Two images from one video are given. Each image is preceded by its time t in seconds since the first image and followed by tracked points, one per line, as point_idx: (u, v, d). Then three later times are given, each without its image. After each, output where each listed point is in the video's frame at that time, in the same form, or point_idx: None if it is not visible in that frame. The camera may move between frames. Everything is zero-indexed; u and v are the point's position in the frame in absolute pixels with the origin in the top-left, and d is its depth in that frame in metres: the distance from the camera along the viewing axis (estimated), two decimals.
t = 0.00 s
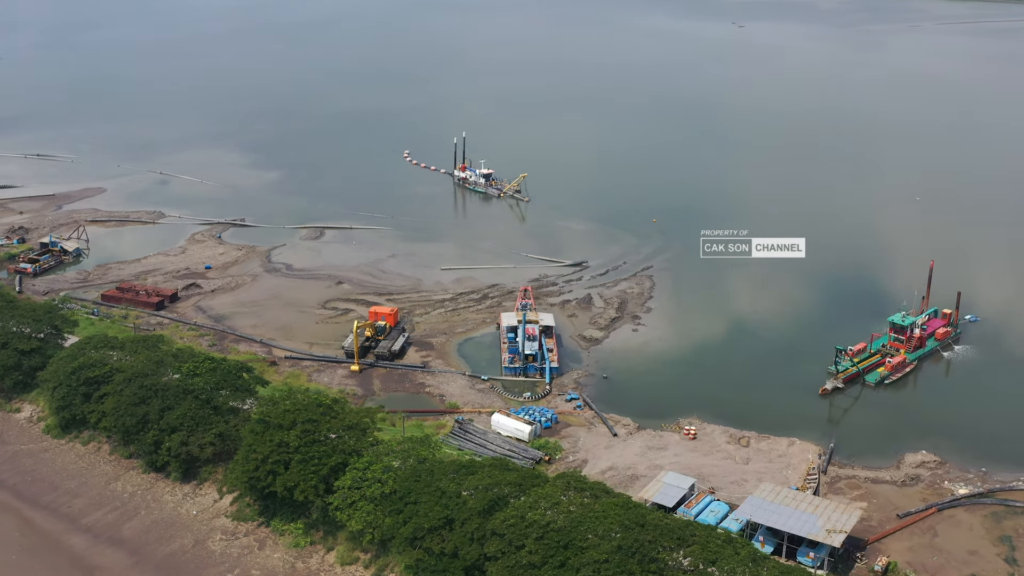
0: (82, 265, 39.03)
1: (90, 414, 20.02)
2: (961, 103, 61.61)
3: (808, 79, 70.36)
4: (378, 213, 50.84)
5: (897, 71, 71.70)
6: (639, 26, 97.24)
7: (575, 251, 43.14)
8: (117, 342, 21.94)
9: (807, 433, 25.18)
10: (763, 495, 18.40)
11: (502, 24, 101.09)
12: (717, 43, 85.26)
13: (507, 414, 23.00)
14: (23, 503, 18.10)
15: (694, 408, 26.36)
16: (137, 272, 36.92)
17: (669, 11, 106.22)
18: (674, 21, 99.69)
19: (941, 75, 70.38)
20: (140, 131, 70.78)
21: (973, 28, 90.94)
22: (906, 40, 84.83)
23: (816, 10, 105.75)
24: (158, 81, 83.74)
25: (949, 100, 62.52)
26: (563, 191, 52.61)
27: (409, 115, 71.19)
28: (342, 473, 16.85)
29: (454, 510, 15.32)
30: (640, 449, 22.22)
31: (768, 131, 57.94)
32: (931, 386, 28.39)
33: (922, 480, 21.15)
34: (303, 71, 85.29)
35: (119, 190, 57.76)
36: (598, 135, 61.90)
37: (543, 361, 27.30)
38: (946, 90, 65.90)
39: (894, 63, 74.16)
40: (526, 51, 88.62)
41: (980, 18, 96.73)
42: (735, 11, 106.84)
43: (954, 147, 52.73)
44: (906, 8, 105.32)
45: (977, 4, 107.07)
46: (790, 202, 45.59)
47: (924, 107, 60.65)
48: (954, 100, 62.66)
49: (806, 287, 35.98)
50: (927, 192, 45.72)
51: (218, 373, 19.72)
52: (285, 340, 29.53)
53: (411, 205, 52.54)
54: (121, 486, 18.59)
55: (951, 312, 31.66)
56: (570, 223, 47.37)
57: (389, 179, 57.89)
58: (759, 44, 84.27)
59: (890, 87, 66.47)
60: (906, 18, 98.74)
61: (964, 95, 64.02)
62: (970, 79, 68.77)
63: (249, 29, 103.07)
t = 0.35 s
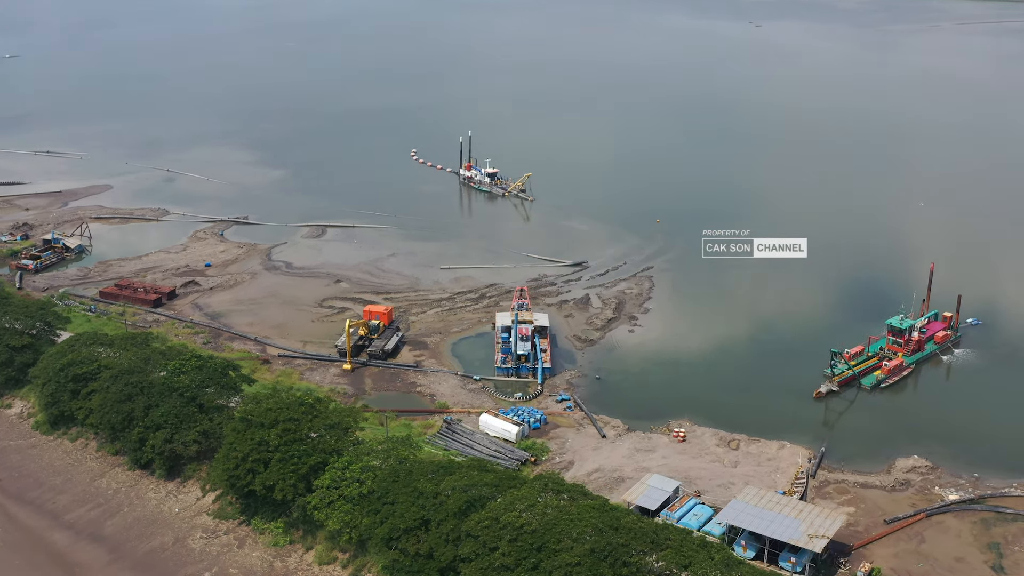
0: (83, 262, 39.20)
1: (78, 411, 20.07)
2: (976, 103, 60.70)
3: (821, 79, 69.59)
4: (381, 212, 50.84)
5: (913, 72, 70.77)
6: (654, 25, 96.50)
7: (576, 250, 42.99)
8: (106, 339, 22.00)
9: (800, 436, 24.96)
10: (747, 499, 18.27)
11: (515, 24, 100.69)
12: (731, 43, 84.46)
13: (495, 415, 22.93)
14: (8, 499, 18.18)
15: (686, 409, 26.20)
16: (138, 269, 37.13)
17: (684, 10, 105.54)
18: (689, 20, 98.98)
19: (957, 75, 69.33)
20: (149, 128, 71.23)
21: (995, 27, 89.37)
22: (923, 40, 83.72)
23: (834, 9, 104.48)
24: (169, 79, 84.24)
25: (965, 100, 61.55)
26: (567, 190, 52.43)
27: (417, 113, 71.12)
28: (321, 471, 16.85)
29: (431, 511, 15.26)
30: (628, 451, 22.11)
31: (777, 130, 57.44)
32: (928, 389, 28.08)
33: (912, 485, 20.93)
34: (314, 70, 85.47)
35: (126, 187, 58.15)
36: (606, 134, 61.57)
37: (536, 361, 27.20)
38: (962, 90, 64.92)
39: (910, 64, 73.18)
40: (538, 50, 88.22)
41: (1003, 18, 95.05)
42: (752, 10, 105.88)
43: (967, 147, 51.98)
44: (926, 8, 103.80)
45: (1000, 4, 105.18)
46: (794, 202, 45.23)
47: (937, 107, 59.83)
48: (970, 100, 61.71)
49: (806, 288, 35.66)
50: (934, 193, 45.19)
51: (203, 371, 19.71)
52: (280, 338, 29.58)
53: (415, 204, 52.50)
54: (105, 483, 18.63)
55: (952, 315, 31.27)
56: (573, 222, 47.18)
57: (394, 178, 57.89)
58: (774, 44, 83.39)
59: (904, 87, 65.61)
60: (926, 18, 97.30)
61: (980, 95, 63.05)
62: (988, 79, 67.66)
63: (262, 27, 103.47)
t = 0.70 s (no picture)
0: (89, 258, 39.58)
1: (69, 406, 20.19)
2: (994, 103, 59.83)
3: (837, 79, 68.80)
4: (387, 210, 50.90)
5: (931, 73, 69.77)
6: (670, 23, 95.74)
7: (580, 250, 42.86)
8: (100, 336, 22.13)
9: (795, 440, 24.74)
10: (735, 502, 18.14)
11: (530, 23, 100.28)
12: (747, 42, 83.60)
13: (488, 414, 22.91)
14: None
15: (681, 411, 26.04)
16: (142, 266, 37.43)
17: (702, 9, 104.76)
18: (706, 18, 98.26)
19: (977, 76, 68.28)
20: (161, 125, 71.74)
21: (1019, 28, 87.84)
22: (945, 40, 82.47)
23: (855, 8, 103.16)
24: (183, 77, 84.84)
25: (983, 101, 60.60)
26: (575, 190, 52.26)
27: (428, 112, 71.12)
28: (306, 469, 16.89)
29: (411, 511, 15.27)
30: (620, 452, 22.03)
31: (788, 130, 56.90)
32: (928, 393, 27.76)
33: (906, 490, 20.71)
34: (327, 69, 85.71)
35: (137, 184, 58.61)
36: (615, 134, 61.30)
37: (532, 361, 27.15)
38: (981, 90, 63.95)
39: (929, 66, 72.20)
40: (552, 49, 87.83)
41: None
42: (770, 9, 104.80)
43: (981, 148, 51.30)
44: (950, 8, 102.17)
45: None
46: (801, 203, 44.86)
47: (953, 108, 59.02)
48: (988, 100, 60.76)
49: (810, 289, 35.29)
50: (944, 195, 44.65)
51: (193, 369, 19.76)
52: (279, 336, 29.72)
53: (422, 203, 52.51)
54: (96, 479, 18.75)
55: (956, 318, 30.89)
56: (579, 222, 47.03)
57: (402, 177, 57.95)
58: (792, 44, 82.51)
59: (922, 88, 64.78)
60: (948, 18, 95.84)
61: (998, 95, 62.05)
62: (1009, 80, 66.53)
63: (277, 26, 103.98)
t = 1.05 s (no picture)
0: (96, 254, 40.04)
1: (62, 402, 20.42)
2: (1014, 105, 58.71)
3: (855, 79, 67.87)
4: (395, 209, 50.94)
5: (952, 74, 68.59)
6: (689, 23, 94.81)
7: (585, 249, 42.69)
8: (94, 331, 22.33)
9: (790, 444, 24.54)
10: (721, 505, 18.01)
11: (548, 23, 99.75)
12: (767, 42, 82.59)
13: (479, 414, 22.87)
14: None
15: (675, 413, 25.92)
16: (147, 262, 37.75)
17: (724, 7, 103.80)
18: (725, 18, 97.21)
19: (1000, 77, 67.01)
20: (175, 123, 72.29)
21: None
22: (970, 41, 80.94)
23: (879, 7, 101.57)
24: (200, 76, 85.46)
25: (1004, 102, 59.52)
26: (583, 188, 52.02)
27: (440, 110, 71.01)
28: (289, 467, 16.97)
29: (389, 511, 15.28)
30: (611, 454, 21.93)
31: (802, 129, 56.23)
32: (929, 398, 27.43)
33: (898, 496, 20.50)
34: (341, 68, 85.87)
35: (148, 181, 59.13)
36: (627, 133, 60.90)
37: (528, 361, 27.05)
38: (1002, 91, 62.76)
39: (951, 67, 70.99)
40: (568, 49, 87.36)
41: None
42: (792, 9, 103.49)
43: (998, 149, 50.47)
44: (977, 7, 100.15)
45: None
46: (810, 204, 44.43)
47: (972, 110, 58.02)
48: (1010, 101, 59.63)
49: (814, 291, 34.94)
50: (956, 197, 44.03)
51: (182, 366, 19.91)
52: (278, 333, 29.85)
53: (430, 201, 52.47)
54: (85, 474, 18.94)
55: (961, 321, 30.45)
56: (586, 220, 46.79)
57: (411, 175, 57.96)
58: (812, 44, 81.38)
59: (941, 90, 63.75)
60: (975, 17, 93.99)
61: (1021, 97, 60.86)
62: None
63: (294, 26, 104.46)
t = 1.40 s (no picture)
0: (102, 250, 40.44)
1: (54, 397, 20.62)
2: None
3: (873, 78, 66.92)
4: (401, 207, 50.97)
5: (973, 74, 67.39)
6: (708, 20, 93.65)
7: (589, 248, 42.51)
8: (89, 327, 22.55)
9: (783, 447, 24.37)
10: (706, 508, 17.93)
11: (564, 20, 98.91)
12: (786, 42, 81.42)
13: (470, 414, 22.87)
14: None
15: (668, 414, 25.83)
16: (151, 259, 38.07)
17: (745, 3, 102.52)
18: (744, 15, 95.98)
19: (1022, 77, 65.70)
20: (187, 120, 72.77)
21: None
22: (994, 40, 79.27)
23: (904, 5, 99.69)
24: (213, 74, 85.87)
25: None
26: (590, 186, 51.77)
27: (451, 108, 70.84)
28: (273, 464, 17.05)
29: (370, 510, 15.32)
30: (602, 454, 21.87)
31: (815, 126, 55.54)
32: (928, 401, 27.15)
33: (890, 501, 20.33)
34: (355, 66, 85.89)
35: (158, 178, 59.60)
36: (637, 129, 60.43)
37: (524, 361, 27.04)
38: None
39: (972, 68, 69.69)
40: (583, 46, 86.64)
41: None
42: (814, 7, 101.95)
43: (1013, 150, 49.61)
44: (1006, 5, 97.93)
45: None
46: (817, 204, 43.99)
47: (990, 111, 57.03)
48: None
49: (816, 293, 34.64)
50: (967, 199, 43.42)
51: (173, 363, 20.05)
52: (276, 331, 29.99)
53: (436, 199, 52.42)
54: (76, 469, 19.14)
55: (963, 324, 30.08)
56: (591, 219, 46.58)
57: (419, 173, 57.96)
58: (832, 44, 80.13)
59: (961, 90, 62.64)
60: (1002, 15, 91.95)
61: None
62: None
63: (308, 24, 104.64)
